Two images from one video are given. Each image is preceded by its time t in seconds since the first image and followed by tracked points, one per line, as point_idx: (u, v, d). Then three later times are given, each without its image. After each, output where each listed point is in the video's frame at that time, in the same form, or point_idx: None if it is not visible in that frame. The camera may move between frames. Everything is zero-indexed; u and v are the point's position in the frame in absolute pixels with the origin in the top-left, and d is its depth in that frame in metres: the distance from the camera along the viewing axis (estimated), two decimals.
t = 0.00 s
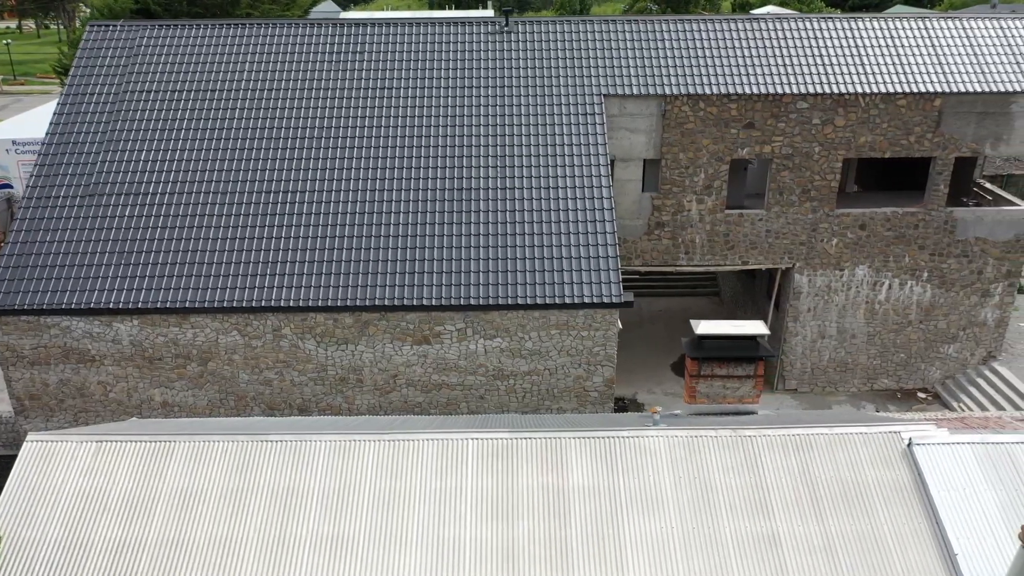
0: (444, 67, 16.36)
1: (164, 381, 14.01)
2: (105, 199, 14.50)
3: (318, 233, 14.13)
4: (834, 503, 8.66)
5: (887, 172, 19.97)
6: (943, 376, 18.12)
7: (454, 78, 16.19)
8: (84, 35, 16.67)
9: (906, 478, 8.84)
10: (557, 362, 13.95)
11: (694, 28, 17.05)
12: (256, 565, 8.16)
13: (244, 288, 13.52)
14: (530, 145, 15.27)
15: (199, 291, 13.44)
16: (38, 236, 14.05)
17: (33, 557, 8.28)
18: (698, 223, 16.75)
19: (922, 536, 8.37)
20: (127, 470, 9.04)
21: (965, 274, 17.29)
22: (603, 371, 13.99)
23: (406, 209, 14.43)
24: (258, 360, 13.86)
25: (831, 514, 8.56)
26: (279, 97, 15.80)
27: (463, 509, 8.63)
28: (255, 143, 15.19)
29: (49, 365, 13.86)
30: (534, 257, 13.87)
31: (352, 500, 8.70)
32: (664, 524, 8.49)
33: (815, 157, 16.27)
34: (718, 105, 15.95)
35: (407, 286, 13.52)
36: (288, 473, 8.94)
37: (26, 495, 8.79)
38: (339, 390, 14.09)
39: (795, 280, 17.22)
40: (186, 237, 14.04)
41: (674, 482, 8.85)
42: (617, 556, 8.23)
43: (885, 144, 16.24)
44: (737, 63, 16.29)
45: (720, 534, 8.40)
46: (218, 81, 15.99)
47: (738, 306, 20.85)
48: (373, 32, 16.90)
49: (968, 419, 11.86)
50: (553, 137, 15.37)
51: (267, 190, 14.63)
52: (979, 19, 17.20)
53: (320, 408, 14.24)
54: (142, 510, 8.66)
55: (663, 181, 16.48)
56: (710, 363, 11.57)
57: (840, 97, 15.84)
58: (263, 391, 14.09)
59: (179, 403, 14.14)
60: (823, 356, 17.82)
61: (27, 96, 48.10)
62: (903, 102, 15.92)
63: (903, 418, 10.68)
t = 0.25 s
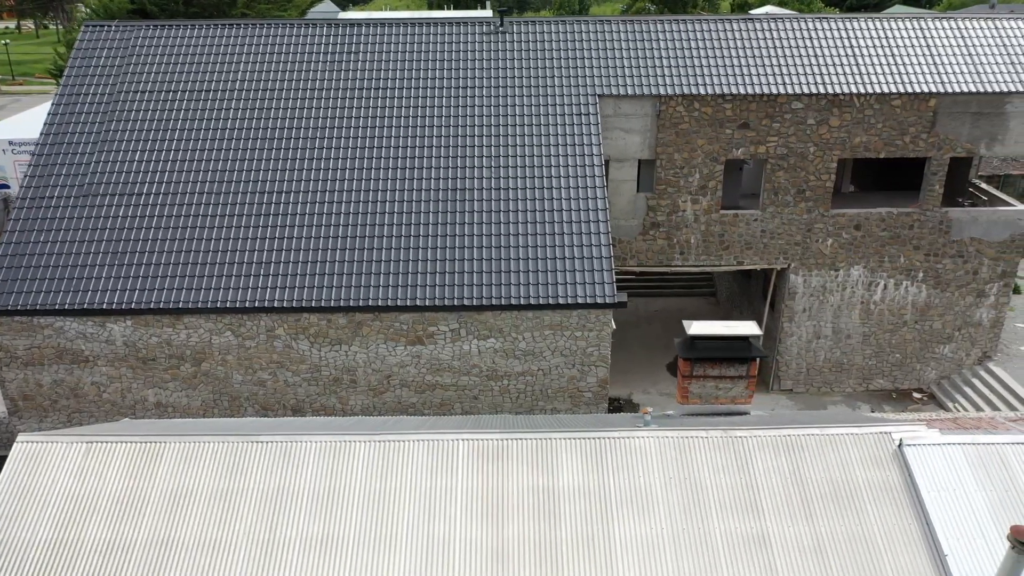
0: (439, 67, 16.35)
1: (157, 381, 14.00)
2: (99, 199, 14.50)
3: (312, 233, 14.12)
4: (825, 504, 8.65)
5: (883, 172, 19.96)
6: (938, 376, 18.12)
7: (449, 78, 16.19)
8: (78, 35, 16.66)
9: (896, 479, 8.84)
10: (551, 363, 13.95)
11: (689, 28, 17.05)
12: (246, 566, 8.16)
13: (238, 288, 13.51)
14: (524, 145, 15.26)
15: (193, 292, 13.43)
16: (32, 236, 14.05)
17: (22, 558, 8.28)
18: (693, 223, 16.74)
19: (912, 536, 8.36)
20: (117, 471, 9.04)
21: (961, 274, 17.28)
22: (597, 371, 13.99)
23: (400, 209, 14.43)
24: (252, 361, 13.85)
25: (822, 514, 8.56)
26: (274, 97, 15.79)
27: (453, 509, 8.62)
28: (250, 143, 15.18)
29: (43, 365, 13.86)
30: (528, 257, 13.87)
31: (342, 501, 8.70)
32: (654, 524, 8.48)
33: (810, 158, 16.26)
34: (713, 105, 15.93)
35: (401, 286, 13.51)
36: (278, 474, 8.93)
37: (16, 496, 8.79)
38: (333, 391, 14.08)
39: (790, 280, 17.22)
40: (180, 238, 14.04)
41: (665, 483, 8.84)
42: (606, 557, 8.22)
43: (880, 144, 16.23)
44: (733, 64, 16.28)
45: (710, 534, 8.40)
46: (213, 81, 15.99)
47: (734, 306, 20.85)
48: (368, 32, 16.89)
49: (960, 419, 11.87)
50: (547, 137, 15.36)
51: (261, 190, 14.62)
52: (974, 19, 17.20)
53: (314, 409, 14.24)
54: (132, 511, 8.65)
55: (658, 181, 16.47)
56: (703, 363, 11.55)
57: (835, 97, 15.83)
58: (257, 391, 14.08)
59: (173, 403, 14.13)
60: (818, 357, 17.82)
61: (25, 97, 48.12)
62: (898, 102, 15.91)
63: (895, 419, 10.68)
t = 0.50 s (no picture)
0: (433, 67, 16.35)
1: (150, 382, 14.00)
2: (92, 199, 14.50)
3: (305, 234, 14.12)
4: (814, 505, 8.65)
5: (879, 173, 19.96)
6: (933, 376, 18.11)
7: (443, 79, 16.19)
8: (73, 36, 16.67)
9: (885, 479, 8.83)
10: (544, 363, 13.94)
11: (683, 29, 17.04)
12: (233, 567, 8.16)
13: (231, 288, 13.51)
14: (517, 146, 15.26)
15: (185, 292, 13.43)
16: (25, 237, 14.06)
17: (10, 558, 8.28)
18: (687, 223, 16.73)
19: (900, 537, 8.36)
20: (106, 471, 9.03)
21: (955, 274, 17.27)
22: (590, 372, 13.98)
23: (393, 209, 14.43)
24: (244, 361, 13.84)
25: (811, 515, 8.56)
26: (268, 97, 15.79)
27: (441, 510, 8.62)
28: (243, 143, 15.18)
29: (35, 366, 13.86)
30: (520, 257, 13.86)
31: (330, 502, 8.69)
32: (642, 525, 8.48)
33: (804, 158, 16.25)
34: (707, 106, 15.92)
35: (393, 287, 13.52)
36: (266, 474, 8.92)
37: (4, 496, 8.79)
38: (326, 391, 14.08)
39: (785, 280, 17.21)
40: (173, 238, 14.04)
41: (653, 483, 8.84)
42: (594, 557, 8.22)
43: (874, 144, 16.22)
44: (727, 64, 16.27)
45: (698, 535, 8.40)
46: (207, 81, 15.98)
47: (730, 306, 20.84)
48: (363, 32, 16.89)
49: (952, 420, 11.86)
50: (541, 137, 15.36)
51: (254, 190, 14.62)
52: (969, 19, 17.20)
53: (307, 409, 14.23)
54: (120, 512, 8.64)
55: (652, 181, 16.46)
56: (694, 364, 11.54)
57: (829, 97, 15.82)
58: (250, 392, 14.08)
59: (166, 403, 14.13)
60: (813, 357, 17.81)
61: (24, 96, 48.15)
62: (892, 102, 15.91)
63: (886, 419, 10.67)
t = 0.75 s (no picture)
0: (426, 67, 16.34)
1: (143, 381, 13.99)
2: (85, 199, 14.49)
3: (298, 233, 14.11)
4: (803, 504, 8.64)
5: (874, 172, 19.95)
6: (928, 376, 18.11)
7: (437, 78, 16.17)
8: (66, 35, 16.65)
9: (875, 478, 8.81)
10: (537, 363, 13.94)
11: (678, 28, 17.03)
12: (222, 566, 8.15)
13: (223, 288, 13.49)
14: (511, 145, 15.24)
15: (177, 291, 13.41)
16: (17, 236, 14.05)
17: None
18: (682, 223, 16.72)
19: (889, 536, 8.35)
20: (94, 470, 9.02)
21: (950, 274, 17.27)
22: (583, 371, 13.97)
23: (386, 209, 14.41)
24: (237, 361, 13.83)
25: (800, 514, 8.55)
26: (261, 97, 15.78)
27: (430, 509, 8.61)
28: (236, 143, 15.17)
29: (28, 365, 13.85)
30: (514, 257, 13.85)
31: (319, 501, 8.69)
32: (631, 524, 8.47)
33: (798, 157, 16.24)
34: (701, 105, 15.91)
35: (386, 286, 13.51)
36: (255, 474, 8.92)
37: None
38: (319, 391, 14.08)
39: (779, 280, 17.20)
40: (166, 237, 14.02)
41: (643, 482, 8.83)
42: (582, 556, 8.21)
43: (869, 144, 16.21)
44: (721, 63, 16.25)
45: (687, 534, 8.39)
46: (201, 81, 15.97)
47: (726, 306, 20.83)
48: (357, 32, 16.87)
49: (944, 419, 11.86)
50: (534, 137, 15.34)
51: (248, 190, 14.61)
52: (963, 19, 17.18)
53: (300, 409, 14.22)
54: (109, 511, 8.64)
55: (646, 181, 16.46)
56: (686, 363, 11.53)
57: (823, 97, 15.81)
58: (243, 391, 14.07)
59: (158, 403, 14.12)
60: (808, 357, 17.80)
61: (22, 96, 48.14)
62: (886, 102, 15.90)
63: (876, 419, 10.67)
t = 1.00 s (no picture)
0: (419, 67, 16.33)
1: (134, 381, 13.99)
2: (77, 199, 14.49)
3: (290, 233, 14.11)
4: (789, 503, 8.63)
5: (868, 172, 19.94)
6: (922, 376, 18.10)
7: (429, 78, 16.17)
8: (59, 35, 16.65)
9: (861, 478, 8.81)
10: (528, 362, 13.94)
11: (671, 28, 17.02)
12: (207, 566, 8.14)
13: (214, 287, 13.49)
14: (503, 145, 15.24)
15: (168, 291, 13.41)
16: (9, 236, 14.05)
17: None
18: (674, 223, 16.72)
19: (875, 536, 8.34)
20: (81, 470, 9.02)
21: (943, 274, 17.26)
22: (575, 371, 13.97)
23: (378, 209, 14.41)
24: (229, 360, 13.84)
25: (786, 514, 8.54)
26: (254, 97, 15.77)
27: (416, 509, 8.61)
28: (227, 143, 15.16)
29: (19, 365, 13.85)
30: (505, 257, 13.84)
31: (305, 500, 8.68)
32: (617, 524, 8.46)
33: (791, 157, 16.23)
34: (693, 105, 15.91)
35: (377, 286, 13.50)
36: (241, 473, 8.92)
37: None
38: (311, 391, 14.08)
39: (772, 280, 17.20)
40: (158, 237, 14.02)
41: (629, 482, 8.83)
42: (568, 556, 8.21)
43: (861, 144, 16.21)
44: (713, 63, 16.25)
45: (673, 534, 8.38)
46: (193, 81, 15.97)
47: (720, 306, 20.82)
48: (350, 31, 16.87)
49: (934, 419, 11.86)
50: (527, 137, 15.33)
51: (239, 190, 14.61)
52: (956, 19, 17.17)
53: (291, 409, 14.21)
54: (95, 511, 8.64)
55: (639, 181, 16.45)
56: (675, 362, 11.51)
57: (816, 97, 15.81)
58: (234, 391, 14.07)
59: (150, 403, 14.12)
60: (801, 357, 17.80)
61: (19, 96, 48.10)
62: (879, 101, 15.90)
63: (865, 419, 10.67)
